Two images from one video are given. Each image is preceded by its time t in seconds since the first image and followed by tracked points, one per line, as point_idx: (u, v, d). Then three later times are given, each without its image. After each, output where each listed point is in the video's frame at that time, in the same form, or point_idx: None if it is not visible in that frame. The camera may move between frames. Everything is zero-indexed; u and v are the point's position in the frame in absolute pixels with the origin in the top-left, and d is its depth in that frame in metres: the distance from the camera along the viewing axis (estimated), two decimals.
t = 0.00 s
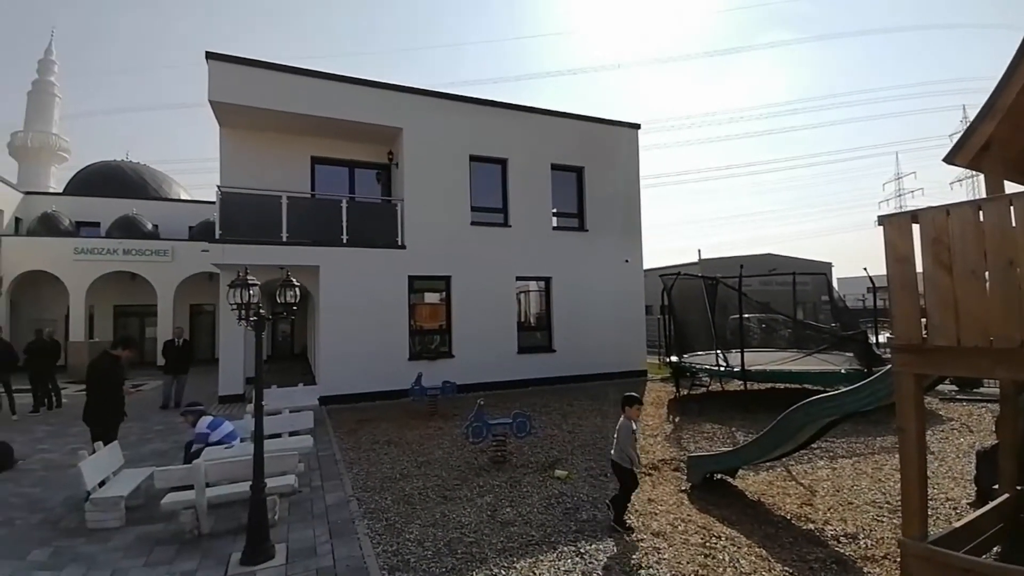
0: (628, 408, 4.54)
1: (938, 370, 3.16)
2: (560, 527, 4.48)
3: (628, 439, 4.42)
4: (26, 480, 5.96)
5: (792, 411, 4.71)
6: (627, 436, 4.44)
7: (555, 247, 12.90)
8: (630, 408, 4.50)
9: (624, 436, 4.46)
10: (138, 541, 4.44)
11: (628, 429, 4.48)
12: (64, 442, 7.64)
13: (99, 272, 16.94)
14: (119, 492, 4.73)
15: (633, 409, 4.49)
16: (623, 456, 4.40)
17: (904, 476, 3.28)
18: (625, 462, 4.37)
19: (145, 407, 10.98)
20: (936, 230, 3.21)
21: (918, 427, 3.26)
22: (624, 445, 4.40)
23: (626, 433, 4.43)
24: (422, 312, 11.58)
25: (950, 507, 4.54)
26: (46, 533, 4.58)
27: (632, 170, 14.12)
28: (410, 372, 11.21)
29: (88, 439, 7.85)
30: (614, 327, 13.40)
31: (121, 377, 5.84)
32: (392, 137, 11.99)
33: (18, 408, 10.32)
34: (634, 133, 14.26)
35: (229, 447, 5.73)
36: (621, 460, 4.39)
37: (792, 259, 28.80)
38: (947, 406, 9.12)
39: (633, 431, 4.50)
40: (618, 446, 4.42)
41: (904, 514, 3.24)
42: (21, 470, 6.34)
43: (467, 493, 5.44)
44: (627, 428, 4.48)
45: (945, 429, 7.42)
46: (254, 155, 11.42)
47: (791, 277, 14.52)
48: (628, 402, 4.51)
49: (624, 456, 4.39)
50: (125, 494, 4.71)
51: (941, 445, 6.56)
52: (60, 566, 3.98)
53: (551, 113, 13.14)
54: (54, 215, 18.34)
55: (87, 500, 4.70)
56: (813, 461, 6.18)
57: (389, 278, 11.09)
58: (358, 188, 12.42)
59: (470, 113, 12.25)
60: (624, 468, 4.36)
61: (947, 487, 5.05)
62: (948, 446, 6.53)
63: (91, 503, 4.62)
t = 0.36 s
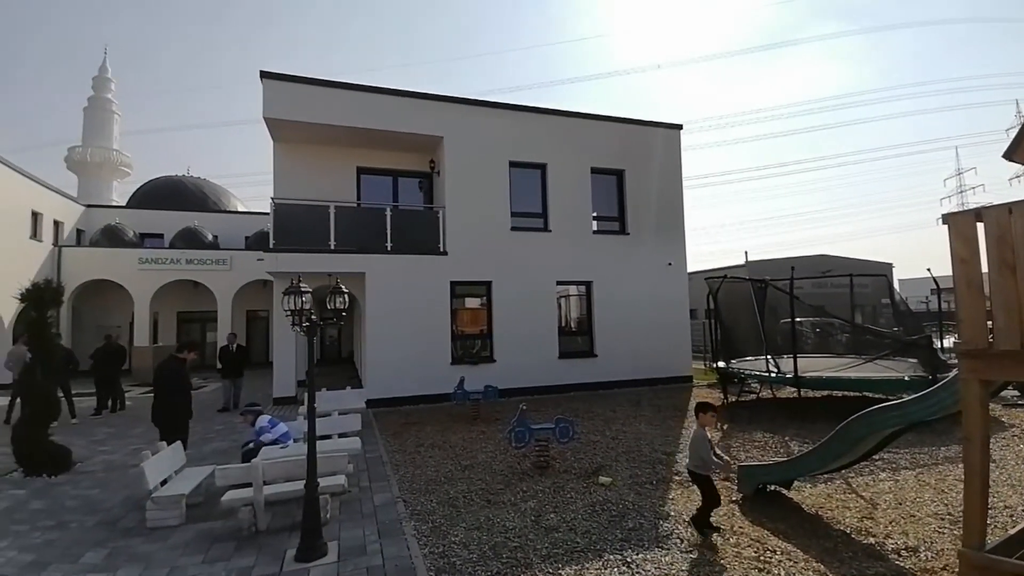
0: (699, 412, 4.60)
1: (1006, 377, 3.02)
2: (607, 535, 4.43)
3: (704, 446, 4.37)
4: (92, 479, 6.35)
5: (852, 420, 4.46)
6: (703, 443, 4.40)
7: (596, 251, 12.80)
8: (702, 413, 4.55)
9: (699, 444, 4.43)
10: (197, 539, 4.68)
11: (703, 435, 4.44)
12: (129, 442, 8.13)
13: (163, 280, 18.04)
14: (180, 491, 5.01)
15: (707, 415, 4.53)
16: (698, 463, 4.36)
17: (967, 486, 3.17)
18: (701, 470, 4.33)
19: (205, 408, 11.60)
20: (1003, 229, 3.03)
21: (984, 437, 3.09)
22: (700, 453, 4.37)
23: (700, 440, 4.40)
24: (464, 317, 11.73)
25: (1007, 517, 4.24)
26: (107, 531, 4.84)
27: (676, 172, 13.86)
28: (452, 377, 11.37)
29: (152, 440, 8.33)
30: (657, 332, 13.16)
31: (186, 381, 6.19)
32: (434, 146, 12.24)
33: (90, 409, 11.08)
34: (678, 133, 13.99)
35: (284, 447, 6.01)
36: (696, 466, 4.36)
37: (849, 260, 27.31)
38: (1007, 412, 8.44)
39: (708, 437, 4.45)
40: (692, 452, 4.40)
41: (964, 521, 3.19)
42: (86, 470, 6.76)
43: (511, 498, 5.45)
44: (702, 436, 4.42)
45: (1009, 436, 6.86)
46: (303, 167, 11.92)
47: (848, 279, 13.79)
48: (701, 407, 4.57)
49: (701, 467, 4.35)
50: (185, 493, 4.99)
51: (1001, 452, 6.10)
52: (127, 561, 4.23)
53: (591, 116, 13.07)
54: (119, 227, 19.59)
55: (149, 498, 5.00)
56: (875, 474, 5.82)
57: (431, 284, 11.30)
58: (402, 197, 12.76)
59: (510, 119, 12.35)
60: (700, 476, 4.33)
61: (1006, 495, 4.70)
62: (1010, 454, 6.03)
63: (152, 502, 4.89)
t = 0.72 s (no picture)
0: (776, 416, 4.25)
1: None
2: (661, 540, 4.33)
3: (793, 455, 4.12)
4: (163, 474, 6.79)
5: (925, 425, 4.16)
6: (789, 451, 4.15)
7: (644, 250, 12.56)
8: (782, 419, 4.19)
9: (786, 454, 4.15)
10: (263, 530, 4.95)
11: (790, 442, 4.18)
12: (198, 438, 8.68)
13: (227, 285, 19.19)
14: (248, 485, 5.30)
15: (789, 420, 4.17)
16: (788, 472, 4.11)
17: None
18: (790, 481, 4.09)
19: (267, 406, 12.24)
20: None
21: None
22: (789, 463, 4.11)
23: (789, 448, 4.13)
24: (511, 318, 11.81)
25: None
26: (175, 525, 5.14)
27: (728, 166, 13.43)
28: (500, 377, 11.46)
29: (219, 436, 8.86)
30: (708, 332, 12.76)
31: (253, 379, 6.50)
32: (480, 149, 12.39)
33: (162, 407, 11.87)
34: (729, 127, 13.55)
35: (342, 444, 6.25)
36: (784, 480, 4.12)
37: (920, 254, 25.48)
38: None
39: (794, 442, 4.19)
40: (781, 461, 4.14)
41: None
42: (158, 465, 7.23)
43: (561, 499, 5.44)
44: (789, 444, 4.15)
45: None
46: (354, 174, 12.36)
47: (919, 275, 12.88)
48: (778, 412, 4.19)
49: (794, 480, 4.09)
50: (252, 486, 5.30)
51: None
52: (196, 553, 4.49)
53: (637, 113, 12.85)
54: (191, 235, 21.07)
55: (218, 493, 5.32)
56: (947, 480, 5.42)
57: (478, 286, 11.45)
58: (448, 200, 13.01)
59: (555, 119, 12.32)
60: (788, 487, 4.09)
61: None
62: None
63: (221, 495, 5.21)
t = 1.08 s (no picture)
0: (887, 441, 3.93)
1: None
2: (725, 554, 4.16)
3: (893, 479, 3.84)
4: (235, 469, 7.24)
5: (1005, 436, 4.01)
6: (890, 476, 3.86)
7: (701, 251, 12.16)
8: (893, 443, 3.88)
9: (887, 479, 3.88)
10: (328, 525, 5.18)
11: (894, 466, 3.87)
12: (267, 435, 9.20)
13: (292, 290, 20.28)
14: (314, 480, 5.58)
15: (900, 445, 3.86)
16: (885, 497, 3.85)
17: None
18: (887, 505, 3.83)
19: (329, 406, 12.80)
20: None
21: None
22: (888, 486, 3.84)
23: (890, 471, 3.86)
24: (562, 322, 11.76)
25: None
26: (245, 519, 5.43)
27: (791, 162, 12.79)
28: (553, 381, 11.44)
29: (286, 433, 9.35)
30: (771, 336, 12.19)
31: (335, 380, 6.51)
32: (531, 153, 12.44)
33: (234, 405, 12.65)
34: (793, 120, 12.88)
35: (400, 444, 6.44)
36: (881, 501, 3.85)
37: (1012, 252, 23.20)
38: None
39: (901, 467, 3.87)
40: (879, 484, 3.87)
41: None
42: (230, 460, 7.71)
43: (617, 507, 5.34)
44: (890, 468, 3.87)
45: None
46: (409, 181, 12.73)
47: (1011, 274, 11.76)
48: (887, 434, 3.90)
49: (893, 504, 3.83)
50: (318, 482, 5.57)
51: None
52: (265, 546, 4.73)
53: (692, 110, 12.46)
54: (261, 243, 22.48)
55: (289, 487, 5.62)
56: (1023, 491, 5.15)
57: (530, 289, 11.48)
58: (500, 205, 13.14)
59: (607, 119, 12.17)
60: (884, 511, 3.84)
61: None
62: None
63: (291, 488, 5.51)
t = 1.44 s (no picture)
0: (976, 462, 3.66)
1: None
2: (785, 569, 3.98)
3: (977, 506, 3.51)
4: (292, 465, 7.57)
5: None
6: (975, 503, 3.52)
7: (754, 251, 11.70)
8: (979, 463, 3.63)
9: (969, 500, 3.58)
10: (380, 522, 5.33)
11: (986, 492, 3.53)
12: (321, 433, 9.57)
13: (343, 293, 21.05)
14: (366, 478, 5.75)
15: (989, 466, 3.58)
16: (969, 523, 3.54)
17: None
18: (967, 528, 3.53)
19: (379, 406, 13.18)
20: None
21: None
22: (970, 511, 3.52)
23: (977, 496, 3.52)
24: (607, 324, 11.62)
25: None
26: (301, 514, 5.66)
27: (854, 157, 12.08)
28: (599, 385, 11.31)
29: (339, 431, 9.70)
30: (832, 341, 11.54)
31: (396, 384, 6.61)
32: (575, 155, 12.40)
33: (291, 403, 13.25)
34: (855, 113, 12.17)
35: (448, 445, 6.53)
36: (963, 527, 3.54)
37: None
38: None
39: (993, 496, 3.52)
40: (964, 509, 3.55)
41: None
42: (287, 457, 8.06)
43: (668, 516, 5.19)
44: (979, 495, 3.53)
45: None
46: (455, 186, 12.94)
47: None
48: (977, 456, 3.64)
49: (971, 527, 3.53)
50: (370, 480, 5.75)
51: None
52: (320, 540, 4.91)
53: (742, 106, 12.00)
54: (315, 248, 23.47)
55: (342, 484, 5.83)
56: None
57: (576, 293, 11.41)
58: (544, 208, 13.16)
59: (653, 118, 11.94)
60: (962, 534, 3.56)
61: None
62: None
63: (344, 485, 5.70)
